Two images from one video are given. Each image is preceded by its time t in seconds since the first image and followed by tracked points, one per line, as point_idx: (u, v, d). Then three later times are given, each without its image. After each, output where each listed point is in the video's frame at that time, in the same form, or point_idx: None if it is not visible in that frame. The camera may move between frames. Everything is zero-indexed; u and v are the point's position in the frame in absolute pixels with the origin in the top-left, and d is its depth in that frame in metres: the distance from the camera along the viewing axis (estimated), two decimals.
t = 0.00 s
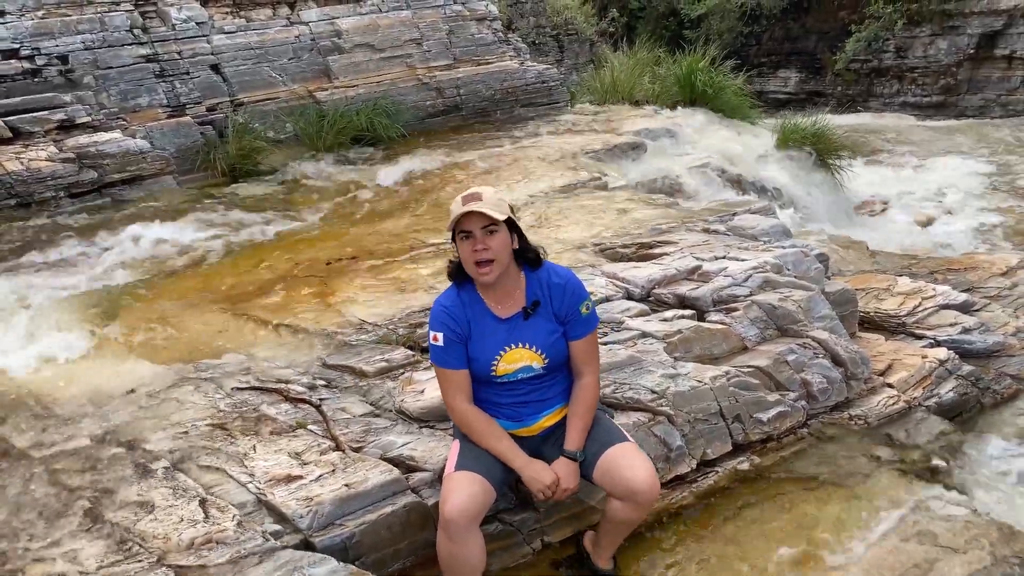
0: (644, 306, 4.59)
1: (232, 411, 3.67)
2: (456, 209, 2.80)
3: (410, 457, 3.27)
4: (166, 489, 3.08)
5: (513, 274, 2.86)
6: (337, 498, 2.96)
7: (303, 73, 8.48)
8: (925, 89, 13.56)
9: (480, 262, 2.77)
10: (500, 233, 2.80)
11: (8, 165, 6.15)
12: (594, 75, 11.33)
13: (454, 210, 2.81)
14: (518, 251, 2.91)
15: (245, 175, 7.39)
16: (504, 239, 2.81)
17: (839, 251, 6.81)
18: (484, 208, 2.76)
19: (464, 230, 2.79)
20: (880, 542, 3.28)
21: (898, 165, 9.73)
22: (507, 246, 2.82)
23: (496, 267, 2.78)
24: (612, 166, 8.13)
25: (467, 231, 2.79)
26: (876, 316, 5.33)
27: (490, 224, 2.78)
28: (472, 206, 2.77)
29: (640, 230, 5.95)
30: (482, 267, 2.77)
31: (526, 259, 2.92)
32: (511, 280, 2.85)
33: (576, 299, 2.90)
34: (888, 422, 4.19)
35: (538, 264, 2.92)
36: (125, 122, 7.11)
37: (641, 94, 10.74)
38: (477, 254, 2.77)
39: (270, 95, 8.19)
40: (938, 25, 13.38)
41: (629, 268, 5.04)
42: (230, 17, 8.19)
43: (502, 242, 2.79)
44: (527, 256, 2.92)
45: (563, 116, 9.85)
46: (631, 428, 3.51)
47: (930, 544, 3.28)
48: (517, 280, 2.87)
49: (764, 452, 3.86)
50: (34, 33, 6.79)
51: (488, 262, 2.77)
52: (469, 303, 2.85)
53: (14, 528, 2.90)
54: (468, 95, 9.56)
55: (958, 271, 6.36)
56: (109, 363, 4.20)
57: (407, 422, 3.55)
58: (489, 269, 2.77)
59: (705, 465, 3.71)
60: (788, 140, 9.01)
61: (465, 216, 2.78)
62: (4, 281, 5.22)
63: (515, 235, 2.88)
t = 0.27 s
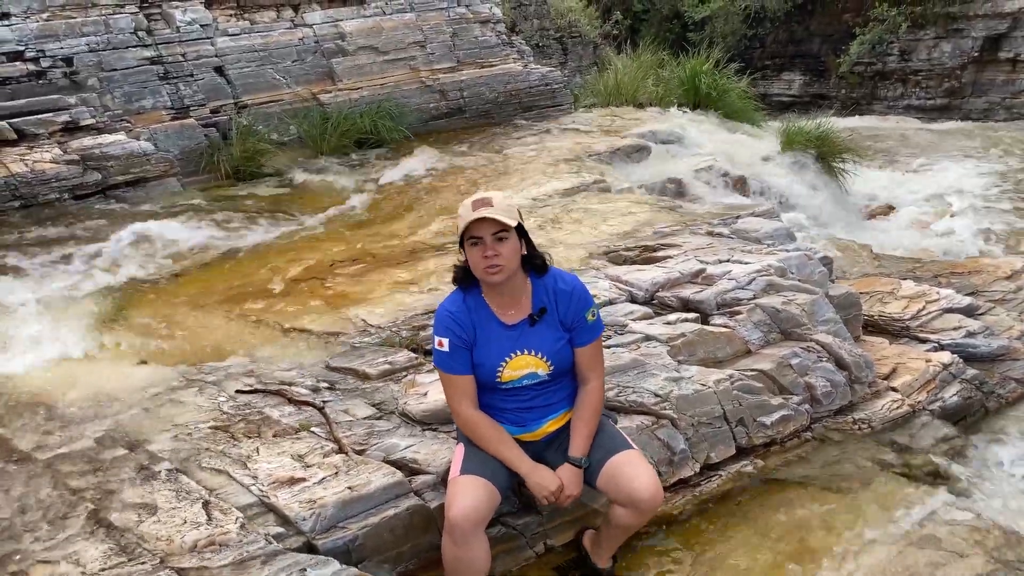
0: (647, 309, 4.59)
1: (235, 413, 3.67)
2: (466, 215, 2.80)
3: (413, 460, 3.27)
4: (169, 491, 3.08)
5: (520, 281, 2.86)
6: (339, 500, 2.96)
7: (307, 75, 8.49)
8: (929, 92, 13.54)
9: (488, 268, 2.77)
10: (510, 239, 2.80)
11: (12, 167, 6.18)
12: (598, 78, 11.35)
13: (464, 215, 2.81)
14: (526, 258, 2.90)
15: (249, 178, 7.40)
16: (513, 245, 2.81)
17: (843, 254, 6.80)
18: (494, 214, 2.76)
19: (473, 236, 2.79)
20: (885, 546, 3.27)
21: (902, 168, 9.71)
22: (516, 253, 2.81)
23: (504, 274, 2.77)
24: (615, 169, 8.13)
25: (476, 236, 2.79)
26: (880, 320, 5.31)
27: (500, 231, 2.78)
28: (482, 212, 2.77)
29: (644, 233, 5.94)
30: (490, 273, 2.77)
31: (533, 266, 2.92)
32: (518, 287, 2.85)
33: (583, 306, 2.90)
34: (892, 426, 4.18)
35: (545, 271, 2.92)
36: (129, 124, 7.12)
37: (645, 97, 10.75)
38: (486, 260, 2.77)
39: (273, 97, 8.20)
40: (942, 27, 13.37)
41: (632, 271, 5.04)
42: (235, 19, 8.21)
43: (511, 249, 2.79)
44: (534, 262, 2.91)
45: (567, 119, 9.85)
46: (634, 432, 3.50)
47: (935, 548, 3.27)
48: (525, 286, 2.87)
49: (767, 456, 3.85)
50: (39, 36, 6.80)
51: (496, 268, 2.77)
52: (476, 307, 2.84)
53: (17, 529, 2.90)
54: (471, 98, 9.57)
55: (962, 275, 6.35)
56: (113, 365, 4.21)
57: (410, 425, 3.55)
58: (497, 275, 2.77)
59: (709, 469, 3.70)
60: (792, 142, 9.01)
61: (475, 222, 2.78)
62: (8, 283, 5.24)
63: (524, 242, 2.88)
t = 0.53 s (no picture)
0: (650, 310, 4.58)
1: (238, 414, 3.67)
2: (473, 214, 2.78)
3: (416, 461, 3.26)
4: (172, 492, 3.08)
5: (525, 283, 2.84)
6: (341, 502, 2.96)
7: (310, 76, 8.51)
8: (933, 93, 13.51)
9: (492, 270, 2.75)
10: (516, 242, 2.77)
11: (16, 168, 6.19)
12: (600, 80, 11.36)
13: (472, 214, 2.79)
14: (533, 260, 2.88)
15: (251, 179, 7.40)
16: (519, 248, 2.78)
17: (847, 256, 6.79)
18: (500, 216, 2.73)
19: (479, 237, 2.77)
20: (889, 549, 3.26)
21: (906, 169, 9.70)
22: (522, 256, 2.79)
23: (508, 276, 2.75)
24: (618, 170, 8.12)
25: (482, 237, 2.77)
26: (884, 322, 5.30)
27: (506, 232, 2.75)
28: (489, 212, 2.74)
29: (647, 235, 5.94)
30: (494, 275, 2.75)
31: (538, 268, 2.89)
32: (522, 289, 2.83)
33: (587, 311, 2.87)
34: (895, 428, 4.17)
35: (551, 273, 2.89)
36: (133, 126, 7.15)
37: (647, 98, 10.76)
38: (490, 261, 2.75)
39: (277, 99, 8.22)
40: (946, 29, 13.37)
41: (635, 272, 5.03)
42: (238, 21, 8.21)
43: (517, 251, 2.76)
44: (540, 265, 2.89)
45: (570, 120, 9.85)
46: (637, 434, 3.50)
47: (939, 551, 3.26)
48: (529, 289, 2.85)
49: (770, 458, 3.84)
50: (43, 37, 6.79)
51: (501, 270, 2.75)
52: (479, 308, 2.83)
53: (20, 530, 2.90)
54: (474, 99, 9.58)
55: (966, 277, 6.33)
56: (115, 366, 4.21)
57: (412, 426, 3.54)
58: (501, 278, 2.75)
59: (712, 471, 3.69)
60: (795, 143, 9.02)
61: (481, 222, 2.76)
62: (12, 283, 5.24)
63: (531, 245, 2.85)
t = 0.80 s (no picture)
0: (652, 312, 4.58)
1: (240, 415, 3.68)
2: (486, 213, 2.80)
3: (417, 463, 3.27)
4: (173, 494, 3.09)
5: (532, 285, 2.85)
6: (343, 504, 2.96)
7: (312, 78, 8.52)
8: (934, 95, 13.51)
9: (501, 270, 2.76)
10: (527, 243, 2.78)
11: (18, 170, 6.20)
12: (602, 82, 11.37)
13: (484, 213, 2.80)
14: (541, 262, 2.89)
15: (253, 181, 7.42)
16: (529, 250, 2.79)
17: (848, 258, 6.79)
18: (513, 216, 2.75)
19: (490, 235, 2.78)
20: (889, 550, 3.26)
21: (907, 171, 9.69)
22: (532, 258, 2.80)
23: (517, 277, 2.76)
24: (620, 172, 8.13)
25: (493, 236, 2.78)
26: (885, 324, 5.30)
27: (517, 234, 2.76)
28: (502, 213, 2.76)
29: (648, 236, 5.94)
30: (502, 275, 2.76)
31: (546, 271, 2.90)
32: (529, 291, 2.84)
33: (593, 314, 2.88)
34: (897, 430, 4.16)
35: (558, 277, 2.90)
36: (134, 127, 7.16)
37: (649, 101, 10.78)
38: (500, 261, 2.76)
39: (279, 101, 8.23)
40: (948, 31, 13.38)
41: (637, 274, 5.03)
42: (240, 23, 8.23)
43: (527, 253, 2.78)
44: (548, 267, 2.90)
45: (571, 122, 9.86)
46: (638, 435, 3.51)
47: (940, 552, 3.26)
48: (535, 291, 2.86)
49: (771, 460, 3.84)
50: (45, 39, 6.81)
51: (510, 270, 2.76)
52: (486, 307, 2.84)
53: (22, 531, 2.91)
54: (475, 101, 9.58)
55: (967, 278, 6.33)
56: (117, 368, 4.21)
57: (414, 428, 3.55)
58: (509, 278, 2.76)
59: (713, 473, 3.69)
60: (797, 145, 9.02)
61: (493, 222, 2.77)
62: (14, 285, 5.25)
63: (541, 247, 2.87)
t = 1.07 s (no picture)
0: (651, 314, 4.59)
1: (239, 417, 3.68)
2: (493, 213, 2.80)
3: (416, 464, 3.27)
4: (173, 495, 3.09)
5: (535, 287, 2.86)
6: (342, 506, 2.96)
7: (312, 80, 8.53)
8: (934, 96, 13.51)
9: (507, 270, 2.77)
10: (533, 245, 2.80)
11: (18, 172, 6.20)
12: (601, 83, 11.38)
13: (491, 213, 2.81)
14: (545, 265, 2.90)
15: (253, 182, 7.42)
16: (535, 251, 2.81)
17: (847, 259, 6.80)
18: (521, 217, 2.76)
19: (497, 236, 2.79)
20: (889, 551, 3.26)
21: (907, 172, 9.70)
22: (537, 259, 2.82)
23: (523, 278, 2.78)
24: (619, 173, 8.14)
25: (500, 237, 2.79)
26: (884, 325, 5.30)
27: (524, 235, 2.78)
28: (510, 214, 2.77)
29: (648, 238, 5.95)
30: (508, 275, 2.77)
31: (549, 273, 2.92)
32: (533, 293, 2.85)
33: (595, 317, 2.90)
34: (896, 431, 4.17)
35: (560, 279, 2.92)
36: (134, 129, 7.16)
37: (648, 102, 10.79)
38: (506, 261, 2.77)
39: (278, 103, 8.24)
40: (947, 32, 13.39)
41: (636, 276, 5.03)
42: (240, 25, 8.24)
43: (533, 254, 2.79)
44: (551, 270, 2.92)
45: (570, 124, 9.86)
46: (637, 437, 3.51)
47: (939, 553, 3.26)
48: (538, 293, 2.87)
49: (770, 461, 3.84)
50: (45, 41, 6.82)
51: (515, 271, 2.77)
52: (489, 308, 2.85)
53: (22, 533, 2.91)
54: (475, 103, 9.59)
55: (967, 279, 6.33)
56: (117, 370, 4.21)
57: (413, 430, 3.55)
58: (515, 278, 2.77)
59: (712, 474, 3.70)
60: (796, 146, 9.04)
61: (500, 222, 2.78)
62: (14, 287, 5.26)
63: (546, 249, 2.88)
